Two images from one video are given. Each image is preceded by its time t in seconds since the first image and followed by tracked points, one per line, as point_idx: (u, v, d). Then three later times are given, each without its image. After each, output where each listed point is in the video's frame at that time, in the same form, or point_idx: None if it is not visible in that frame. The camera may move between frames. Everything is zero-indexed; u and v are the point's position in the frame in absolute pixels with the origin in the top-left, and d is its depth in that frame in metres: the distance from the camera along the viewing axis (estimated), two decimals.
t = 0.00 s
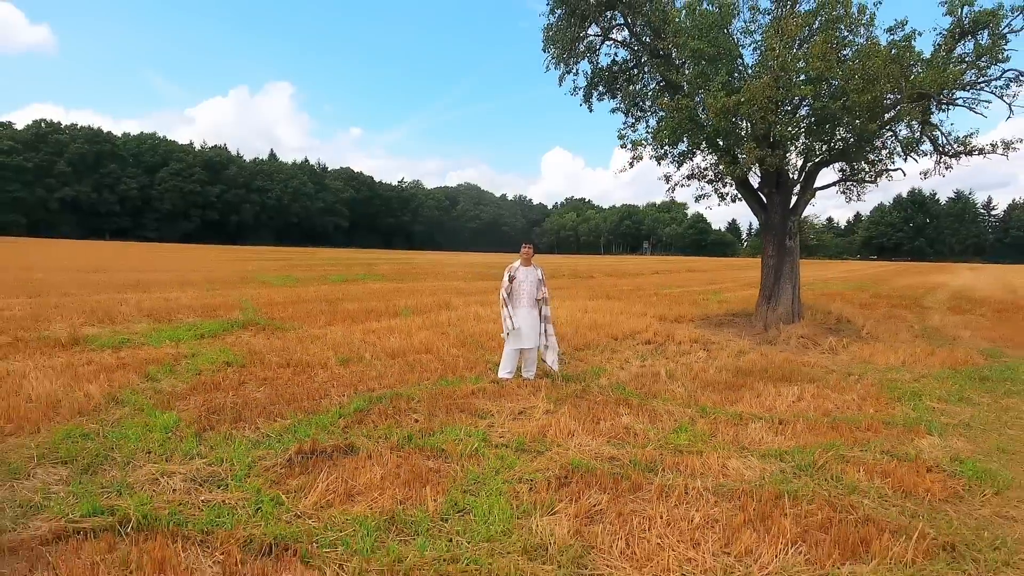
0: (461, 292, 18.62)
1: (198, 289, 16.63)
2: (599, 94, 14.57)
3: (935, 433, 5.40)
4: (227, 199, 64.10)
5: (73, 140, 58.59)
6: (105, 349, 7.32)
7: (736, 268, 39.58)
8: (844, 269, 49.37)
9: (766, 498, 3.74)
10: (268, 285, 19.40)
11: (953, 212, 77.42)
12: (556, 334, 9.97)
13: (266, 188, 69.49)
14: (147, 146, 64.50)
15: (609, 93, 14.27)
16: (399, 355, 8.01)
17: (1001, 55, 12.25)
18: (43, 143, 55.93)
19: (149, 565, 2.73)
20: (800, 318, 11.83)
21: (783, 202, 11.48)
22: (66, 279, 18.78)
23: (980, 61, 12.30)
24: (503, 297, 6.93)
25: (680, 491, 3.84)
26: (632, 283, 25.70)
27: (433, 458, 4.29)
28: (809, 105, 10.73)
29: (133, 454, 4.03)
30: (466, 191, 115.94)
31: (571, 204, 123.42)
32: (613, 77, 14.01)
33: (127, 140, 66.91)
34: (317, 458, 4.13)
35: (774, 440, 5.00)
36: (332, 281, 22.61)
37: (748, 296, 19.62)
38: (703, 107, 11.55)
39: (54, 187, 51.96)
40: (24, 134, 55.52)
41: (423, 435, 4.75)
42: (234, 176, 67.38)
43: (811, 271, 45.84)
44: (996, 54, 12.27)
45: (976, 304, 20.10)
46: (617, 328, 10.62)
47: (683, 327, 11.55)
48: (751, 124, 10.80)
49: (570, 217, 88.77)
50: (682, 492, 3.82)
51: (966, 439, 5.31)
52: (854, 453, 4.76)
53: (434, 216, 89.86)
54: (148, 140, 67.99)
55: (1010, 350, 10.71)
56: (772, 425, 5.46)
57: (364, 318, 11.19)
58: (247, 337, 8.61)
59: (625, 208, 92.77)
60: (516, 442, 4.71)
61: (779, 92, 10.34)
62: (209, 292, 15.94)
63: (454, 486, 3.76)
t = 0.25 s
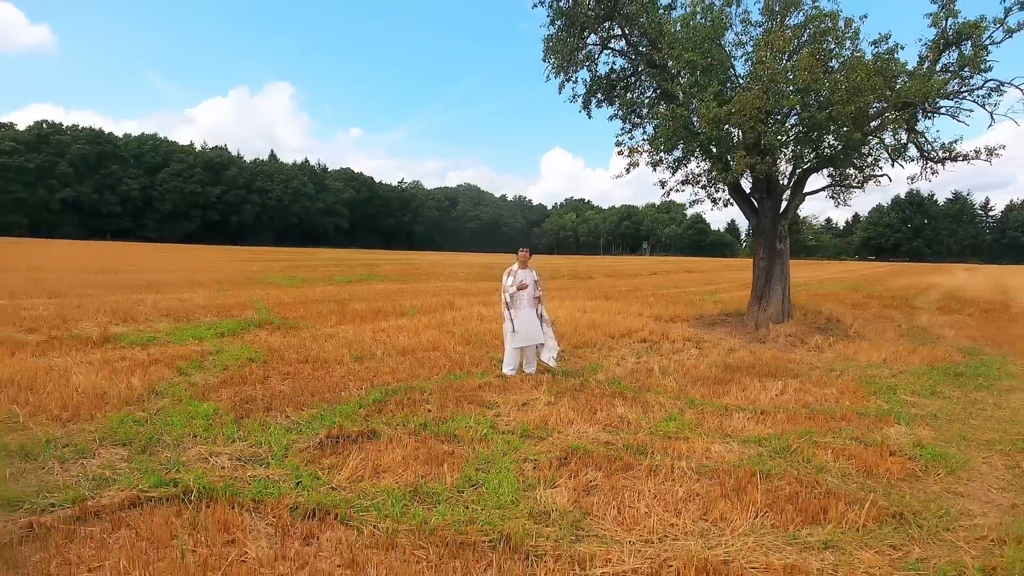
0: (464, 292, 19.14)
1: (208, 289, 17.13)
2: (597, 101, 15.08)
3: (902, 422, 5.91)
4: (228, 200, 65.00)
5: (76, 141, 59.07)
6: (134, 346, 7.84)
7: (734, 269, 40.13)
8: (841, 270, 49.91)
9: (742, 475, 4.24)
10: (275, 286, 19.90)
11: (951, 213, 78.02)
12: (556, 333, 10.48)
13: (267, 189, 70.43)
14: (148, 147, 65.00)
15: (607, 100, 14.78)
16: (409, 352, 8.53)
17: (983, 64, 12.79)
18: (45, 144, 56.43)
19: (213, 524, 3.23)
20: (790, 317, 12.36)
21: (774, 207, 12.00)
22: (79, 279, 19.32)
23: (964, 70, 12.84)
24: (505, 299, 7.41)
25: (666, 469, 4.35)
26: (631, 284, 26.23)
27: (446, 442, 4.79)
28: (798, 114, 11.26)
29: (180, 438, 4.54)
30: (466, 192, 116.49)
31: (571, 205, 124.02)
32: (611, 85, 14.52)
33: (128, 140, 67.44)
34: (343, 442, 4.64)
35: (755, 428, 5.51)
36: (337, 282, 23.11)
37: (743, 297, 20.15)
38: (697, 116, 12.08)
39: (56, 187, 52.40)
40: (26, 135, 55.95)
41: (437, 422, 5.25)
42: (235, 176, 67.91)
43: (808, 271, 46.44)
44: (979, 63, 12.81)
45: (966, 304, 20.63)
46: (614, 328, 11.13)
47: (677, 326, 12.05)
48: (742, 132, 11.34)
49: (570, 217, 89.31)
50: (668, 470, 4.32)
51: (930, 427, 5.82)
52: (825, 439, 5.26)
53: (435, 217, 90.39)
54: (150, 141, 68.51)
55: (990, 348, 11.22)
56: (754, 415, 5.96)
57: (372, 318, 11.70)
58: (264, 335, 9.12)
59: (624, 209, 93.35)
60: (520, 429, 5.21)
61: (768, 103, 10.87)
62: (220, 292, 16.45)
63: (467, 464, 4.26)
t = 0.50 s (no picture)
0: (467, 294, 19.54)
1: (217, 291, 17.52)
2: (596, 108, 15.45)
3: (882, 419, 6.28)
4: (229, 201, 65.50)
5: (76, 142, 59.41)
6: (154, 347, 8.22)
7: (734, 271, 40.57)
8: (841, 271, 50.34)
9: (728, 465, 4.61)
10: (281, 288, 20.30)
11: (949, 214, 78.51)
12: (558, 334, 10.87)
13: (268, 191, 70.87)
14: (149, 148, 65.43)
15: (605, 107, 15.17)
16: (416, 352, 8.92)
17: (971, 75, 13.12)
18: (46, 145, 56.77)
19: (250, 506, 3.60)
20: (783, 318, 12.74)
21: (768, 212, 12.38)
22: (89, 281, 19.73)
23: (951, 81, 13.17)
24: (505, 304, 7.77)
25: (658, 460, 4.72)
26: (630, 285, 26.64)
27: (456, 435, 5.16)
28: (791, 122, 11.65)
29: (210, 431, 4.91)
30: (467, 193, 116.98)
31: (571, 206, 124.52)
32: (610, 92, 14.90)
33: (130, 141, 67.83)
34: (360, 435, 5.01)
35: (742, 423, 5.88)
36: (341, 283, 23.52)
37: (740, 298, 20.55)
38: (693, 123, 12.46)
39: (57, 188, 52.83)
40: (27, 136, 56.34)
41: (446, 418, 5.63)
42: (236, 177, 68.29)
43: (806, 272, 46.84)
44: (967, 74, 13.14)
45: (958, 305, 21.03)
46: (614, 329, 11.51)
47: (674, 327, 12.43)
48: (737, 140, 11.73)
49: (570, 218, 89.88)
50: (661, 460, 4.69)
51: (908, 423, 6.20)
52: (808, 433, 5.63)
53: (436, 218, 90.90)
54: (151, 142, 68.92)
55: (975, 349, 11.60)
56: (743, 411, 6.34)
57: (379, 320, 12.10)
58: (276, 336, 9.52)
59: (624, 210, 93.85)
60: (524, 424, 5.59)
61: (761, 111, 11.27)
62: (228, 294, 16.86)
63: (476, 456, 4.63)
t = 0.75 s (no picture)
0: (469, 296, 20.02)
1: (226, 294, 18.02)
2: (596, 115, 15.93)
3: (861, 416, 6.75)
4: (230, 201, 65.91)
5: (78, 143, 59.89)
6: (176, 348, 8.70)
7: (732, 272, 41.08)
8: (839, 272, 50.81)
9: (714, 457, 5.08)
10: (288, 290, 20.79)
11: (947, 215, 79.07)
12: (558, 336, 11.35)
13: (269, 191, 71.28)
14: (150, 149, 65.88)
15: (604, 115, 15.64)
16: (424, 353, 9.40)
17: (957, 86, 13.58)
18: (49, 146, 57.24)
19: (288, 491, 4.06)
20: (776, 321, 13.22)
21: (761, 219, 12.87)
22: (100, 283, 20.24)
23: (939, 92, 13.62)
24: (507, 309, 8.26)
25: (650, 452, 5.18)
26: (629, 287, 27.11)
27: (466, 431, 5.63)
28: (783, 132, 12.12)
29: (242, 427, 5.38)
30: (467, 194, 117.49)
31: (571, 207, 125.04)
32: (609, 100, 15.38)
33: (132, 142, 68.27)
34: (378, 430, 5.48)
35: (730, 419, 6.35)
36: (346, 285, 23.98)
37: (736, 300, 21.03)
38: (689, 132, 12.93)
39: (59, 189, 53.28)
40: (29, 137, 56.79)
41: (456, 415, 6.10)
42: (237, 178, 68.75)
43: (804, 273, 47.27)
44: (953, 85, 13.59)
45: (950, 307, 21.49)
46: (612, 331, 11.98)
47: (670, 329, 12.90)
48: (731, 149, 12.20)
49: (570, 219, 90.38)
50: (653, 453, 5.16)
51: (885, 420, 6.66)
52: (791, 429, 6.10)
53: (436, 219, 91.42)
54: (153, 143, 69.40)
55: (960, 350, 12.06)
56: (732, 409, 6.81)
57: (386, 322, 12.57)
58: (291, 338, 10.00)
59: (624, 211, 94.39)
60: (528, 421, 6.05)
61: (754, 122, 11.74)
62: (238, 296, 17.35)
63: (485, 449, 5.10)
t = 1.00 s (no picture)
0: (472, 299, 20.54)
1: (236, 297, 18.53)
2: (596, 124, 16.42)
3: (843, 416, 7.24)
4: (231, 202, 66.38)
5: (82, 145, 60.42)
6: (199, 352, 9.21)
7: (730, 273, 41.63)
8: (836, 273, 51.38)
9: (703, 453, 5.57)
10: (295, 293, 21.31)
11: (945, 216, 79.68)
12: (559, 339, 11.85)
13: (270, 192, 71.75)
14: (152, 150, 66.36)
15: (604, 124, 16.14)
16: (432, 356, 9.91)
17: (944, 98, 14.06)
18: (51, 147, 57.81)
19: (320, 483, 4.55)
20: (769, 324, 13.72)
21: (755, 227, 13.38)
22: (112, 286, 20.78)
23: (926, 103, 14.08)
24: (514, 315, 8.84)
25: (644, 448, 5.68)
26: (628, 289, 27.62)
27: (476, 430, 6.12)
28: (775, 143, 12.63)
29: (271, 426, 5.87)
30: (468, 195, 118.08)
31: (571, 207, 125.65)
32: (608, 110, 15.89)
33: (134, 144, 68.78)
34: (396, 429, 5.97)
35: (720, 419, 6.85)
36: (350, 288, 24.50)
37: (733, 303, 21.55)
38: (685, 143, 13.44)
39: (61, 190, 53.81)
40: (32, 138, 57.32)
41: (466, 415, 6.60)
42: (239, 179, 69.27)
43: (803, 275, 47.78)
44: (940, 97, 14.07)
45: (943, 310, 21.96)
46: (611, 334, 12.48)
47: (667, 332, 13.40)
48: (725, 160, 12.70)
49: (570, 219, 90.97)
50: (647, 449, 5.65)
51: (864, 419, 7.15)
52: (775, 428, 6.60)
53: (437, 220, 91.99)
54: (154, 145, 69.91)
55: (945, 353, 12.54)
56: (722, 409, 7.30)
57: (394, 326, 13.08)
58: (304, 342, 10.51)
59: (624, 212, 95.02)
60: (533, 420, 6.56)
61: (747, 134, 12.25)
62: (247, 300, 17.87)
63: (494, 446, 5.59)
